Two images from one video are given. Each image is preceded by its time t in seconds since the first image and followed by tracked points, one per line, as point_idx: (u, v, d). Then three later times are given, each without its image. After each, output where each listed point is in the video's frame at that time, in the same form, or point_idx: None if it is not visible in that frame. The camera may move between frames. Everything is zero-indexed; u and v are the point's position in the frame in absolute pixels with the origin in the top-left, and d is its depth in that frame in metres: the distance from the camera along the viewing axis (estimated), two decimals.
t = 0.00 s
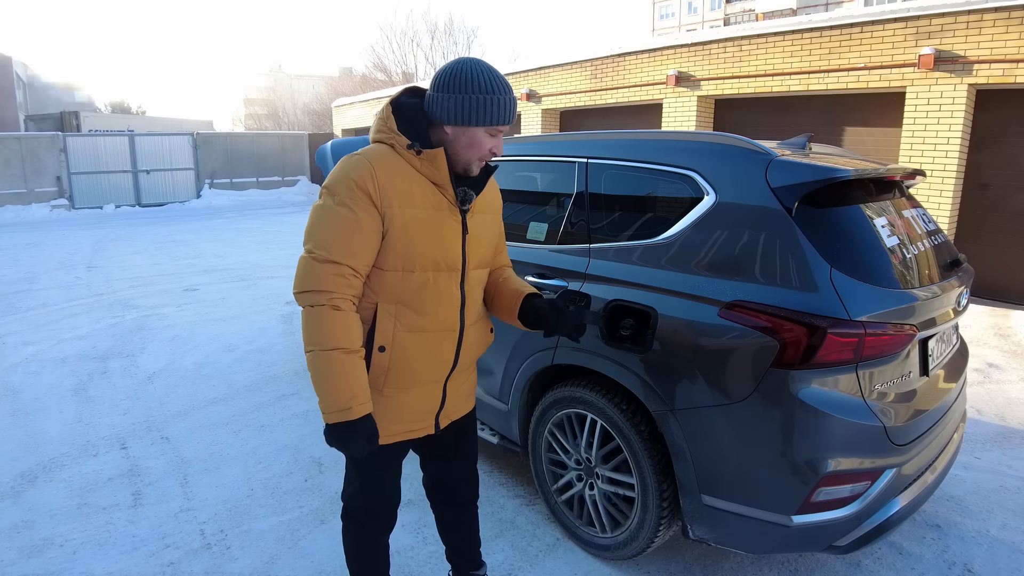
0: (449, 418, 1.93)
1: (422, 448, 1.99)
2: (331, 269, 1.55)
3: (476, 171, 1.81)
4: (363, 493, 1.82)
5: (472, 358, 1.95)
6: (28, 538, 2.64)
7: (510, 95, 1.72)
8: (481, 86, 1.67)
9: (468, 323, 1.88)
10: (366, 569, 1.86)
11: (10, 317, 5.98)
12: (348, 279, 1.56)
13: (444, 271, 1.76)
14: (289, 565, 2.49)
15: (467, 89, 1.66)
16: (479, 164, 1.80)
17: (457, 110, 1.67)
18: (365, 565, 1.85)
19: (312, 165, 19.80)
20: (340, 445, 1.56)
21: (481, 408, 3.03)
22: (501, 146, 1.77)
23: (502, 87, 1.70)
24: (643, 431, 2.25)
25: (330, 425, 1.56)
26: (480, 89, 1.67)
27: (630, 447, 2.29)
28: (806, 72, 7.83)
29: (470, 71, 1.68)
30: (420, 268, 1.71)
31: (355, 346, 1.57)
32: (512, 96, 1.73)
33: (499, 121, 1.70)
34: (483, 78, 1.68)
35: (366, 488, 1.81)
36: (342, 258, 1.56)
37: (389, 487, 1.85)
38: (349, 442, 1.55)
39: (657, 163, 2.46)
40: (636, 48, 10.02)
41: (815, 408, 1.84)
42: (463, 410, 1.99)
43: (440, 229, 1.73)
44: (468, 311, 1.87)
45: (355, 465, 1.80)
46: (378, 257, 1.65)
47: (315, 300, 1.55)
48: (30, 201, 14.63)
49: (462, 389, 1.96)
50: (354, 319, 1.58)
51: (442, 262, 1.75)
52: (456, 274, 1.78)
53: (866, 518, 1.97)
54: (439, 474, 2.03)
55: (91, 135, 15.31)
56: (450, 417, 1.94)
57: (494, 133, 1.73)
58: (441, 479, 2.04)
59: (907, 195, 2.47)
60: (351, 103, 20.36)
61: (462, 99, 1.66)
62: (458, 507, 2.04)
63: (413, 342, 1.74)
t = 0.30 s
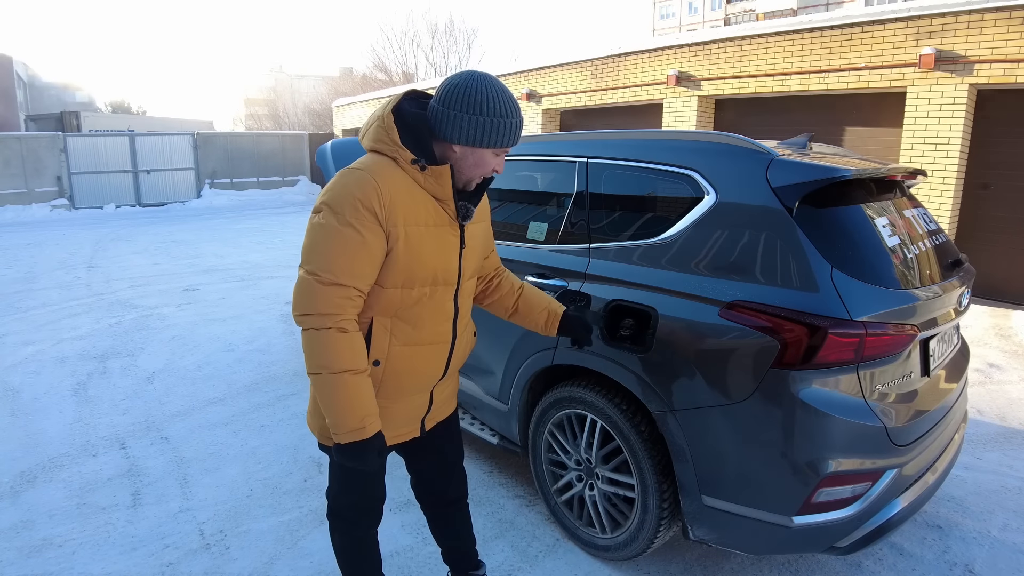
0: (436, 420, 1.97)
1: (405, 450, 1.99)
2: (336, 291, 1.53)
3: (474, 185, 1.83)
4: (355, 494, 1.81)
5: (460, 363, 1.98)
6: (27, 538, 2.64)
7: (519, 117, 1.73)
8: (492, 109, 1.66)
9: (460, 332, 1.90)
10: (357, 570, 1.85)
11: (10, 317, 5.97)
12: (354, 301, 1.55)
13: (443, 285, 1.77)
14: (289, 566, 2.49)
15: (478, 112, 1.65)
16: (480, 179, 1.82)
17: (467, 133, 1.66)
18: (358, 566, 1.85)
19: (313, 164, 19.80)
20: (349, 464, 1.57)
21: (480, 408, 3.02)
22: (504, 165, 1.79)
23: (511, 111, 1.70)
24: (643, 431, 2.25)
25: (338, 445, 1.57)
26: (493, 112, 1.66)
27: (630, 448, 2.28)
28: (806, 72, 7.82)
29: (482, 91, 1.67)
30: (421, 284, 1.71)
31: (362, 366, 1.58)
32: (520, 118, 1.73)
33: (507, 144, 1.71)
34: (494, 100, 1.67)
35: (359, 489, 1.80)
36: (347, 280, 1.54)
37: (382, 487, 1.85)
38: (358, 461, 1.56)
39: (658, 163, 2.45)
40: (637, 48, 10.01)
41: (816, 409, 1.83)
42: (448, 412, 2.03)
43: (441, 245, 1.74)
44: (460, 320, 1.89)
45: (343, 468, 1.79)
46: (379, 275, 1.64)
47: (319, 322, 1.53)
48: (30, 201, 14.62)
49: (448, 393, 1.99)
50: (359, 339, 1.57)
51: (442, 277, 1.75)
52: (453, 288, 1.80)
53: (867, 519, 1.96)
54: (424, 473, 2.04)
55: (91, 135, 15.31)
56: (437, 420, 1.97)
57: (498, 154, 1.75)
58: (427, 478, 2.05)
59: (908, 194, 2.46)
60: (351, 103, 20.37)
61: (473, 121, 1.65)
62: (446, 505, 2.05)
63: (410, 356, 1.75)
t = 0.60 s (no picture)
0: (433, 422, 1.95)
1: (405, 450, 1.99)
2: (327, 286, 1.53)
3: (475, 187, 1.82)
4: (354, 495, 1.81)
5: (459, 366, 1.96)
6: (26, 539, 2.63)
7: (522, 120, 1.72)
8: (494, 110, 1.66)
9: (459, 334, 1.88)
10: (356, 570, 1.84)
11: (9, 317, 5.97)
12: (346, 297, 1.55)
13: (439, 286, 1.75)
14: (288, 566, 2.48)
15: (481, 112, 1.65)
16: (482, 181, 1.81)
17: (468, 133, 1.66)
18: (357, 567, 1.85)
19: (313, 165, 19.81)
20: (333, 460, 1.57)
21: (480, 409, 3.01)
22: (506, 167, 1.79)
23: (514, 112, 1.69)
24: (643, 432, 2.25)
25: (321, 440, 1.57)
26: (494, 114, 1.66)
27: (631, 449, 2.28)
28: (806, 72, 7.82)
29: (485, 92, 1.67)
30: (416, 284, 1.70)
31: (351, 363, 1.57)
32: (524, 121, 1.73)
33: (509, 146, 1.71)
34: (496, 101, 1.66)
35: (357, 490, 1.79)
36: (340, 276, 1.54)
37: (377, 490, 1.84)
38: (341, 458, 1.56)
39: (658, 162, 2.45)
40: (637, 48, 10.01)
41: (817, 409, 1.83)
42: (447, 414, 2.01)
43: (438, 245, 1.72)
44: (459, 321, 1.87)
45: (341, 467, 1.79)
46: (374, 273, 1.64)
47: (311, 317, 1.53)
48: (30, 201, 14.62)
49: (447, 394, 1.97)
50: (350, 336, 1.57)
51: (438, 278, 1.74)
52: (451, 289, 1.78)
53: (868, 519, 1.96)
54: (425, 473, 2.04)
55: (92, 135, 15.31)
56: (435, 422, 1.96)
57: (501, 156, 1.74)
58: (428, 479, 2.05)
59: (909, 194, 2.46)
60: (352, 103, 20.38)
61: (474, 122, 1.65)
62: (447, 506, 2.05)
63: (404, 355, 1.74)
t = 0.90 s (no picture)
0: (437, 421, 1.95)
1: (408, 450, 1.99)
2: (333, 284, 1.53)
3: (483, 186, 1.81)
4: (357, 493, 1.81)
5: (463, 365, 1.96)
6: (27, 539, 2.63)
7: (530, 119, 1.72)
8: (504, 107, 1.66)
9: (463, 334, 1.88)
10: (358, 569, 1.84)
11: (9, 317, 5.96)
12: (351, 296, 1.55)
13: (444, 286, 1.75)
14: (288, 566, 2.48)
15: (488, 110, 1.65)
16: (489, 181, 1.80)
17: (476, 131, 1.65)
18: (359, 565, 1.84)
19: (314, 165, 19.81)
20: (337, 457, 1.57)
21: (480, 409, 3.01)
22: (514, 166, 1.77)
23: (522, 111, 1.69)
24: (644, 432, 2.24)
25: (327, 437, 1.57)
26: (502, 112, 1.66)
27: (632, 449, 2.28)
28: (807, 72, 7.81)
29: (493, 91, 1.67)
30: (421, 284, 1.70)
31: (357, 361, 1.57)
32: (531, 120, 1.72)
33: (517, 145, 1.70)
34: (504, 99, 1.66)
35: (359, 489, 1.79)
36: (346, 274, 1.54)
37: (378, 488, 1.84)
38: (346, 455, 1.56)
39: (658, 162, 2.45)
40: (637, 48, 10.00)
41: (817, 409, 1.82)
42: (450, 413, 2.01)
43: (444, 245, 1.72)
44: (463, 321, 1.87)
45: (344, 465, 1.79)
46: (380, 272, 1.64)
47: (316, 314, 1.53)
48: (30, 201, 14.62)
49: (451, 394, 1.97)
50: (356, 334, 1.57)
51: (443, 278, 1.74)
52: (456, 290, 1.78)
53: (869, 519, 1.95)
54: (427, 472, 2.04)
55: (92, 135, 15.31)
56: (438, 421, 1.96)
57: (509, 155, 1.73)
58: (429, 479, 2.05)
59: (910, 194, 2.45)
60: (352, 103, 20.38)
61: (482, 120, 1.65)
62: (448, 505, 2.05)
63: (408, 355, 1.75)
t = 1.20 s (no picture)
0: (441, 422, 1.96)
1: (410, 450, 1.99)
2: (339, 284, 1.53)
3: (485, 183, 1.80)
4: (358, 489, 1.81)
5: (466, 364, 1.95)
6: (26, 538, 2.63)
7: (530, 114, 1.71)
8: (504, 101, 1.66)
9: (466, 333, 1.88)
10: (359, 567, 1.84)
11: (9, 317, 5.96)
12: (356, 296, 1.55)
13: (447, 285, 1.75)
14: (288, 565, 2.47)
15: (488, 105, 1.65)
16: (491, 177, 1.79)
17: (476, 126, 1.65)
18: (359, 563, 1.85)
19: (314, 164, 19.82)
20: (344, 456, 1.57)
21: (481, 409, 3.01)
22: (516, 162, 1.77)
23: (521, 105, 1.68)
24: (644, 431, 2.24)
25: (334, 437, 1.57)
26: (500, 106, 1.66)
27: (632, 448, 2.28)
28: (807, 71, 7.81)
29: (493, 86, 1.67)
30: (424, 283, 1.70)
31: (362, 360, 1.57)
32: (533, 115, 1.72)
33: (517, 140, 1.69)
34: (504, 94, 1.66)
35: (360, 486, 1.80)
36: (350, 273, 1.54)
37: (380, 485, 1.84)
38: (353, 454, 1.56)
39: (659, 161, 2.45)
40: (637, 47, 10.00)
41: (818, 409, 1.82)
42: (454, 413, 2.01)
43: (447, 244, 1.72)
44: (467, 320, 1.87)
45: (347, 465, 1.80)
46: (383, 271, 1.64)
47: (321, 314, 1.53)
48: (31, 201, 14.62)
49: (455, 394, 1.97)
50: (361, 335, 1.57)
51: (446, 277, 1.73)
52: (459, 289, 1.78)
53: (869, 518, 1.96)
54: (429, 472, 2.04)
55: (93, 135, 15.31)
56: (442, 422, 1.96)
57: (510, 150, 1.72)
58: (429, 478, 2.05)
59: (910, 193, 2.45)
60: (353, 103, 20.38)
61: (480, 114, 1.65)
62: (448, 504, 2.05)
63: (413, 354, 1.74)
